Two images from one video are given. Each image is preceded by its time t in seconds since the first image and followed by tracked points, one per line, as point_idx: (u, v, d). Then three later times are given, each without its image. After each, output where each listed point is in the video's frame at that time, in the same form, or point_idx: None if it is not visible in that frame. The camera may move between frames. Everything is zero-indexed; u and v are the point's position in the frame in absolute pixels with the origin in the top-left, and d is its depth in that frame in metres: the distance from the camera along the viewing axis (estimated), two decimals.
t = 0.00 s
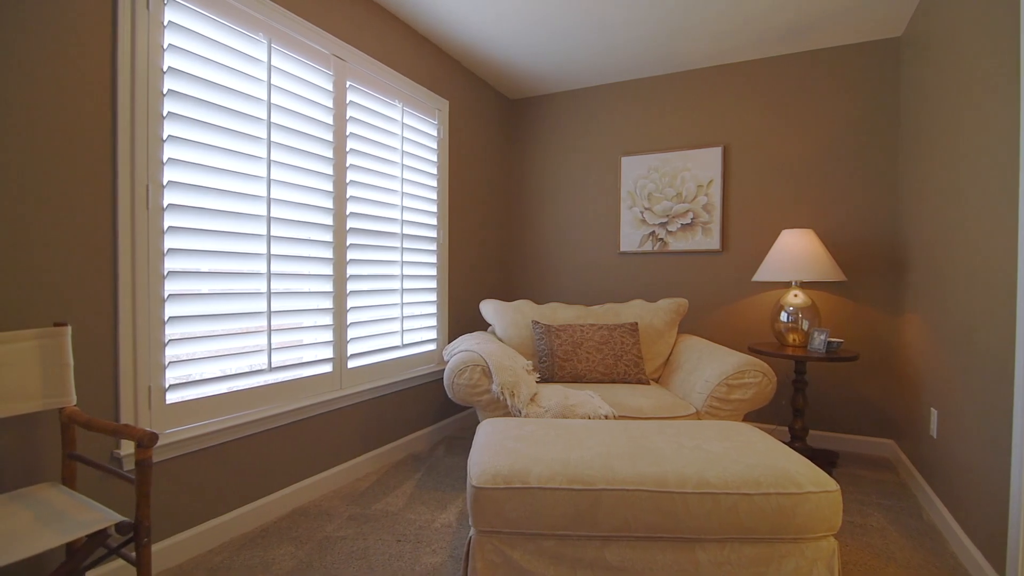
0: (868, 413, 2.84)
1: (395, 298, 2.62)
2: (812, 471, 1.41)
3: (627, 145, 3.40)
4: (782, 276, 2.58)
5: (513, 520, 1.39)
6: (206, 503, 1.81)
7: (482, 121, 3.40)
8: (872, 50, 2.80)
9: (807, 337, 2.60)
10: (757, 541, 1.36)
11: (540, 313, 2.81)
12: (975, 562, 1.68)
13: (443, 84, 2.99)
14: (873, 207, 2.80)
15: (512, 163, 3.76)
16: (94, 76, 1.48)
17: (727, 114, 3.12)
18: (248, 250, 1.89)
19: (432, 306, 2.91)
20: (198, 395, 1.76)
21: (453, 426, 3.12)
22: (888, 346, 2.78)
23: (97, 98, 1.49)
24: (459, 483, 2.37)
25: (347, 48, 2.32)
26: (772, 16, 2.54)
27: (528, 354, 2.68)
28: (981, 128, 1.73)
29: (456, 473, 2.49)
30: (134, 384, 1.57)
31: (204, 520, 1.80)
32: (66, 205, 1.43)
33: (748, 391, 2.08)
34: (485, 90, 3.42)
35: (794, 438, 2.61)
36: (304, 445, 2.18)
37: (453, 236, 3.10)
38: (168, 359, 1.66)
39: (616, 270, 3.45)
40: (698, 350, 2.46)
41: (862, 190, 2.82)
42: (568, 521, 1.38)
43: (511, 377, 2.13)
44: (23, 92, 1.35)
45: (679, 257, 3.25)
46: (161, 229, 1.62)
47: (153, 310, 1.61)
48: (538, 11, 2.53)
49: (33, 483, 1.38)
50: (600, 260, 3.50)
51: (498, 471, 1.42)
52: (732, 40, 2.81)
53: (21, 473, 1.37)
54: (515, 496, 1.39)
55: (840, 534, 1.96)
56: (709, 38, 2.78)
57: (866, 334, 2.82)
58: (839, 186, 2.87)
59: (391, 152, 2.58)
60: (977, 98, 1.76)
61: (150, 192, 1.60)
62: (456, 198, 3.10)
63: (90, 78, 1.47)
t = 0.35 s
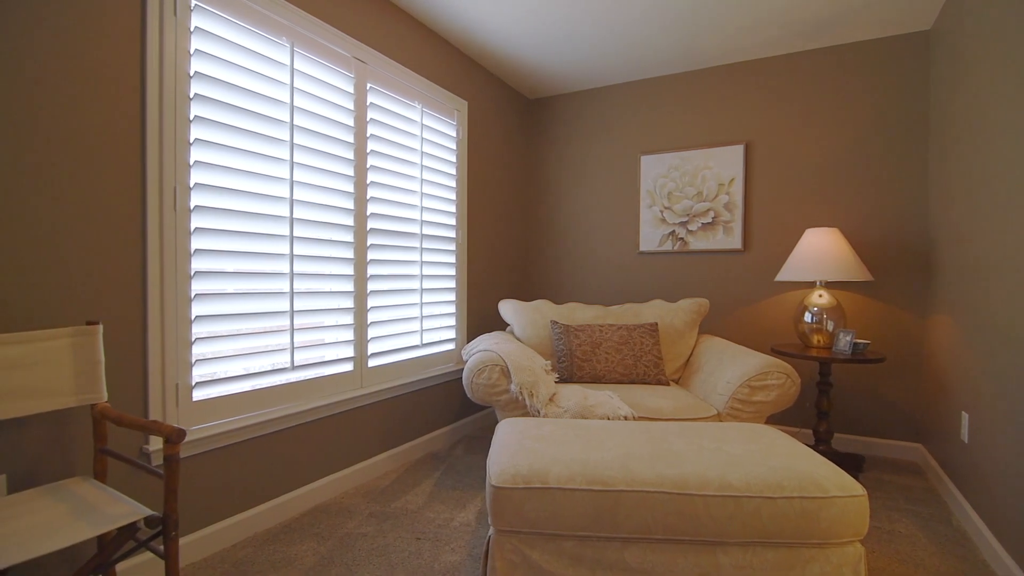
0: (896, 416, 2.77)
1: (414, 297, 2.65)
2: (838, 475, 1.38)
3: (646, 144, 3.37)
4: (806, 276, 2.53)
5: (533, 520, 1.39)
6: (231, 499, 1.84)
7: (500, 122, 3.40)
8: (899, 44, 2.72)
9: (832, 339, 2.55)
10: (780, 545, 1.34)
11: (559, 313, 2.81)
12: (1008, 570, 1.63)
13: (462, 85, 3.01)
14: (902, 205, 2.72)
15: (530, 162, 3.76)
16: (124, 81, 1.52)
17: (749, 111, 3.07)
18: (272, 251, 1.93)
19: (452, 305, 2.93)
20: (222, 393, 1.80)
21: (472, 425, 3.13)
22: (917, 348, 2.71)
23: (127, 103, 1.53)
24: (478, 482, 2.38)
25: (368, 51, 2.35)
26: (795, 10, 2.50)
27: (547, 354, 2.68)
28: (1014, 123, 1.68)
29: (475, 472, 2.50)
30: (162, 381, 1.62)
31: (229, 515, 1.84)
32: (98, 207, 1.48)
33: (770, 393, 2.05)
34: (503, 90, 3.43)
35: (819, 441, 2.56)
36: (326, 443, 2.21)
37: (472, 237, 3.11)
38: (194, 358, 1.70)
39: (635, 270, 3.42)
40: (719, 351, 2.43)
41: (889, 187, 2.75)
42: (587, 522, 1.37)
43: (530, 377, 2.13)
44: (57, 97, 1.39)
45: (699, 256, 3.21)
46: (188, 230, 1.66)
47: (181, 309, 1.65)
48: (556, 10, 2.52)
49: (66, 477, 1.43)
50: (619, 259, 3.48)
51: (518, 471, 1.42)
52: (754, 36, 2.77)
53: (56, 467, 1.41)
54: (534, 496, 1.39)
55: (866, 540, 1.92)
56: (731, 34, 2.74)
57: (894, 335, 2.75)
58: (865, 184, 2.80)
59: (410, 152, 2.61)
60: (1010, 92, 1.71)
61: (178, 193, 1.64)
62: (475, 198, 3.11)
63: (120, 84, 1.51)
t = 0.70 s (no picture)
0: (924, 419, 2.70)
1: (433, 297, 2.66)
2: (863, 480, 1.35)
3: (666, 142, 3.34)
4: (829, 276, 2.48)
5: (551, 520, 1.39)
6: (255, 495, 1.88)
7: (518, 121, 3.41)
8: (928, 38, 2.65)
9: (857, 340, 2.49)
10: (804, 550, 1.32)
11: (577, 313, 2.80)
12: None
13: (480, 86, 3.02)
14: (930, 203, 2.65)
15: (548, 162, 3.76)
16: (151, 86, 1.56)
17: (772, 108, 3.02)
18: (294, 251, 1.96)
19: (470, 305, 2.94)
20: (246, 391, 1.83)
21: (489, 425, 3.14)
22: (946, 350, 2.64)
23: (154, 108, 1.57)
24: (496, 481, 2.39)
25: (388, 53, 2.37)
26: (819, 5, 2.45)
27: (565, 354, 2.67)
28: None
29: (492, 471, 2.51)
30: (189, 379, 1.65)
31: (252, 511, 1.87)
32: (127, 209, 1.52)
33: (793, 395, 2.01)
34: (521, 89, 3.43)
35: (843, 444, 2.51)
36: (346, 440, 2.24)
37: (490, 236, 3.11)
38: (218, 356, 1.73)
39: (654, 270, 3.39)
40: (740, 351, 2.40)
41: (917, 185, 2.68)
42: (606, 523, 1.36)
43: (549, 377, 2.13)
44: (88, 103, 1.43)
45: (720, 256, 3.17)
46: (213, 231, 1.70)
47: (206, 309, 1.69)
48: (574, 9, 2.51)
49: (97, 471, 1.47)
50: (637, 259, 3.45)
51: (537, 471, 1.42)
52: (776, 32, 2.72)
53: (87, 461, 1.46)
54: (552, 496, 1.39)
55: (892, 546, 1.87)
56: (753, 30, 2.70)
57: (922, 337, 2.68)
58: (892, 181, 2.73)
59: (429, 153, 2.62)
60: None
61: (204, 195, 1.67)
62: (493, 198, 3.12)
63: (148, 89, 1.55)
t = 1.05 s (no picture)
0: (954, 423, 2.63)
1: (452, 297, 2.68)
2: (890, 484, 1.32)
3: (686, 141, 3.31)
4: (855, 275, 2.43)
5: (570, 520, 1.38)
6: (277, 491, 1.91)
7: (536, 121, 3.40)
8: (959, 30, 2.58)
9: (884, 341, 2.43)
10: (828, 555, 1.29)
11: (595, 313, 2.78)
12: None
13: (499, 86, 3.02)
14: (961, 201, 2.58)
15: (567, 161, 3.75)
16: (178, 90, 1.60)
17: (795, 105, 2.97)
18: (316, 251, 1.98)
19: (488, 305, 2.95)
20: (269, 389, 1.86)
21: (507, 424, 3.15)
22: (977, 352, 2.56)
23: (181, 111, 1.61)
24: (514, 481, 2.39)
25: (407, 54, 2.39)
26: None
27: (584, 354, 2.66)
28: None
29: (511, 471, 2.52)
30: (214, 377, 1.69)
31: (275, 507, 1.90)
32: (156, 211, 1.56)
33: (817, 397, 1.97)
34: (539, 89, 3.42)
35: (868, 448, 2.45)
36: (366, 438, 2.26)
37: (508, 236, 3.12)
38: (241, 354, 1.76)
39: (674, 269, 3.36)
40: (762, 353, 2.36)
41: (947, 182, 2.60)
42: (626, 524, 1.36)
43: (567, 377, 2.12)
44: (118, 108, 1.47)
45: (741, 255, 3.13)
46: (237, 232, 1.73)
47: (231, 308, 1.72)
48: (592, 7, 2.50)
49: (125, 466, 1.51)
50: (657, 258, 3.43)
51: (556, 471, 1.42)
52: (800, 27, 2.67)
53: (117, 456, 1.50)
54: (572, 497, 1.38)
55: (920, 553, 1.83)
56: (775, 26, 2.66)
57: (952, 338, 2.61)
58: (921, 178, 2.66)
59: (448, 153, 2.64)
60: None
61: (228, 196, 1.71)
62: (511, 198, 3.12)
63: (175, 93, 1.59)
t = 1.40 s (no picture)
0: (984, 427, 2.55)
1: (469, 297, 2.69)
2: (918, 490, 1.29)
3: (705, 139, 3.27)
4: (881, 275, 2.38)
5: (589, 521, 1.38)
6: (298, 488, 1.94)
7: (554, 120, 3.40)
8: (990, 23, 2.50)
9: (911, 342, 2.38)
10: (853, 561, 1.27)
11: (613, 313, 2.77)
12: None
13: (516, 86, 3.02)
14: (992, 198, 2.50)
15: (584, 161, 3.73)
16: (203, 93, 1.63)
17: (818, 101, 2.92)
18: (336, 252, 2.01)
19: (505, 305, 2.95)
20: (290, 387, 1.89)
21: (525, 424, 3.15)
22: (1009, 354, 2.48)
23: (206, 114, 1.64)
24: (532, 481, 2.39)
25: (426, 55, 2.40)
26: None
27: (601, 354, 2.65)
28: None
29: (528, 470, 2.52)
30: (237, 375, 1.72)
31: (296, 504, 1.93)
32: (182, 212, 1.59)
33: (841, 399, 1.94)
34: (557, 88, 3.42)
35: (894, 452, 2.40)
36: (385, 437, 2.28)
37: (526, 236, 3.12)
38: (263, 353, 1.79)
39: (693, 269, 3.33)
40: (784, 354, 2.32)
41: (977, 179, 2.53)
42: (645, 526, 1.35)
43: (585, 377, 2.11)
44: (145, 112, 1.51)
45: (762, 255, 3.09)
46: (260, 233, 1.77)
47: (254, 307, 1.76)
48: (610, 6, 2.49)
49: (153, 462, 1.55)
50: (675, 258, 3.39)
51: (574, 472, 1.42)
52: (823, 22, 2.63)
53: (145, 452, 1.54)
54: (590, 498, 1.38)
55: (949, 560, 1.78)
56: (797, 21, 2.62)
57: (982, 340, 2.54)
58: (949, 176, 2.59)
59: (465, 154, 2.65)
60: None
61: (251, 198, 1.74)
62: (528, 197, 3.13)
63: (200, 97, 1.63)
